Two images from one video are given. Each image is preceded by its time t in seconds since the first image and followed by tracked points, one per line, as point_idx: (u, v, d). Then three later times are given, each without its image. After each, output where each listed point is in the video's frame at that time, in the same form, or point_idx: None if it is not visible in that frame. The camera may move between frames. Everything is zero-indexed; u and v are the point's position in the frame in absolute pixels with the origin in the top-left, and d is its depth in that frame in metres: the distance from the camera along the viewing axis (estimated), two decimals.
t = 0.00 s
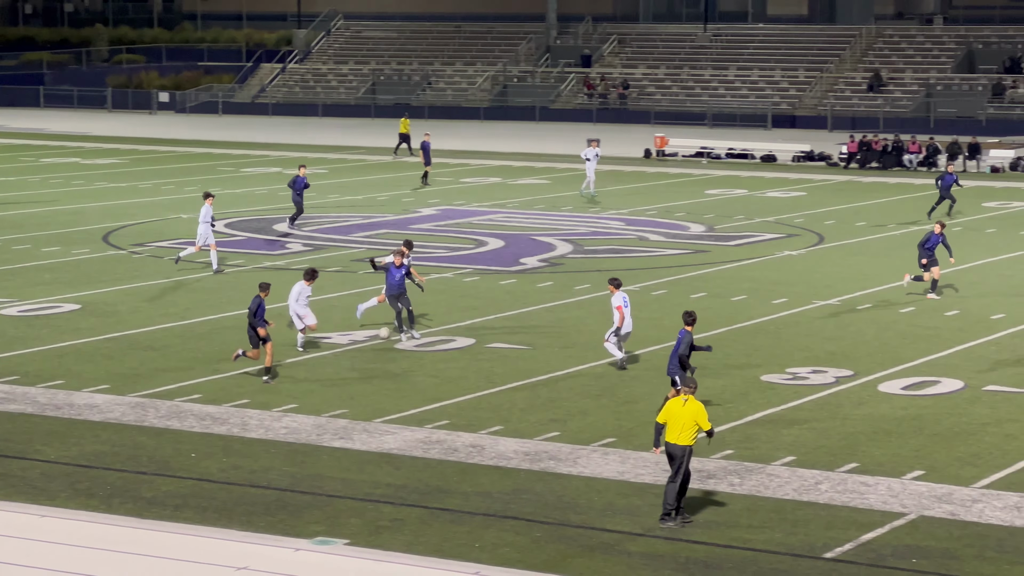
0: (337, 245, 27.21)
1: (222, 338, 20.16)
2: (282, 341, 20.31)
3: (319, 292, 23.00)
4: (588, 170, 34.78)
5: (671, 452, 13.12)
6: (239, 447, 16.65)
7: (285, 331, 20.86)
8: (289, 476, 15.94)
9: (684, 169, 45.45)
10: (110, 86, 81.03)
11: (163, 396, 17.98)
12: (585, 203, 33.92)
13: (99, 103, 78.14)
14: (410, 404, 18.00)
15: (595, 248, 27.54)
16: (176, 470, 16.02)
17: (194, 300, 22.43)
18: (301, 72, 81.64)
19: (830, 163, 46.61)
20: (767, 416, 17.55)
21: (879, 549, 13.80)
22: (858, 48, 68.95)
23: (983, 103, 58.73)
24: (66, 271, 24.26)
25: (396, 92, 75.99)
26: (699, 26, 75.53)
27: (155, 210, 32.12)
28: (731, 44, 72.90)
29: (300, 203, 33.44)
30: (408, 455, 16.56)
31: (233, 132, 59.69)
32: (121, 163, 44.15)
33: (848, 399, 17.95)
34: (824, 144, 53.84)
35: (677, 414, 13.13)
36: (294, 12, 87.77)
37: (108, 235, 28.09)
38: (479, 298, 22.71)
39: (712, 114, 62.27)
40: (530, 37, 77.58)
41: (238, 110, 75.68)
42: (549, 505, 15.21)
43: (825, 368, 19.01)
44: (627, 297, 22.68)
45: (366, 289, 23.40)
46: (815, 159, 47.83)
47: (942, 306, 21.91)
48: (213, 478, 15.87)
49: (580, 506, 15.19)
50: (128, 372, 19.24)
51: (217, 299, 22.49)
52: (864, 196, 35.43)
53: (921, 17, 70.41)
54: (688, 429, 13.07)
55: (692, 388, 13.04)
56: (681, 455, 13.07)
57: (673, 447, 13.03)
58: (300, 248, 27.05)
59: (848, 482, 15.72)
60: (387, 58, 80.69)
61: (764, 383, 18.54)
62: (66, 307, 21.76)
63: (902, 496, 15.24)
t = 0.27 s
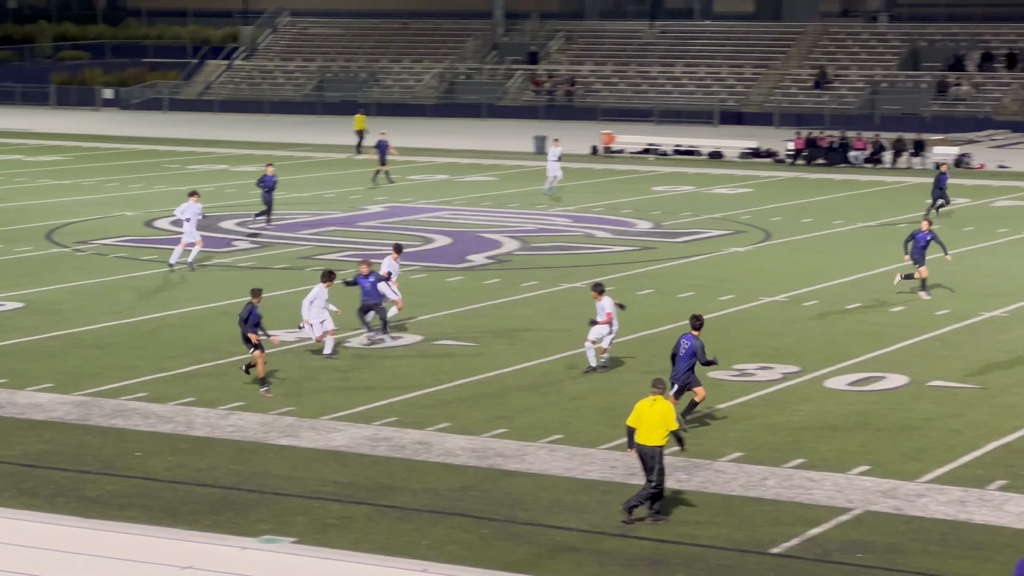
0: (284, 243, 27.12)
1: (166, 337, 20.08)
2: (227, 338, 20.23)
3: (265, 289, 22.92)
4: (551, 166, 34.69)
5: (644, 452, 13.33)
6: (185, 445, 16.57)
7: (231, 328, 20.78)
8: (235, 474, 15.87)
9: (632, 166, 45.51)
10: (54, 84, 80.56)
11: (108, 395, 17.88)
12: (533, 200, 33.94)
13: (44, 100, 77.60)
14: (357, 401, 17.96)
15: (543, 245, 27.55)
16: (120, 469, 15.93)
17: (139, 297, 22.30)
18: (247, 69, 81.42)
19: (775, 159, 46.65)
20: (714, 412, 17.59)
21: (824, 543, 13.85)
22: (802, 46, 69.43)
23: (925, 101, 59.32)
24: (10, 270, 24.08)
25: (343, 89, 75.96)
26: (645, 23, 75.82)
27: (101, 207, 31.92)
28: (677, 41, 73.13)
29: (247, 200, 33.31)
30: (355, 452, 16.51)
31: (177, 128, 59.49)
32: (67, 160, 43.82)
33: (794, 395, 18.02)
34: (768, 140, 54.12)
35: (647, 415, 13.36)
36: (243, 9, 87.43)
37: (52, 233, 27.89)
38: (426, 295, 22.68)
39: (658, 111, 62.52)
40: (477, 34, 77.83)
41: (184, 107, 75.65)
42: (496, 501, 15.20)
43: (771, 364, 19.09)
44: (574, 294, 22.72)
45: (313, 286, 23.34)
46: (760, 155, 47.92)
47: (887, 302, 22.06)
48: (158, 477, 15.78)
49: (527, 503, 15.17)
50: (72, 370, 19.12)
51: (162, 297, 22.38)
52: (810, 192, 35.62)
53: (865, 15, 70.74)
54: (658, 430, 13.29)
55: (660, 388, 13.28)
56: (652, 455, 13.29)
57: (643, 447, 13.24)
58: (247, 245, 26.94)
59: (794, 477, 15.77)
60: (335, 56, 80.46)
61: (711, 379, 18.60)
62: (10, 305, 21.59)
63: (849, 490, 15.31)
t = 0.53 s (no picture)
0: (264, 242, 27.08)
1: (146, 336, 20.03)
2: (207, 337, 20.19)
3: (245, 288, 22.89)
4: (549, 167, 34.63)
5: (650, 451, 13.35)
6: (165, 444, 16.54)
7: (211, 328, 20.74)
8: (215, 473, 15.84)
9: (614, 165, 45.48)
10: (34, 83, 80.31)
11: (88, 395, 17.83)
12: (514, 199, 33.93)
13: (24, 98, 77.20)
14: (337, 399, 17.94)
15: (523, 244, 27.55)
16: (100, 468, 15.89)
17: (119, 297, 22.25)
18: (226, 67, 81.11)
19: (756, 158, 46.61)
20: (695, 411, 17.58)
21: (806, 542, 13.83)
22: (783, 43, 69.37)
23: (906, 99, 59.43)
24: None
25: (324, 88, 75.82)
26: (626, 21, 75.72)
27: (80, 207, 31.83)
28: (657, 39, 72.99)
29: (227, 199, 33.26)
30: (335, 451, 16.48)
31: (156, 127, 59.36)
32: (47, 159, 43.70)
33: (775, 393, 18.03)
34: (749, 138, 54.02)
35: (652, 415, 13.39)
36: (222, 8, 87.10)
37: (31, 232, 27.81)
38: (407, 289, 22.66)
39: (639, 109, 62.55)
40: (458, 32, 77.80)
41: (164, 105, 75.46)
42: (477, 501, 15.17)
43: (752, 363, 19.09)
44: (554, 293, 22.72)
45: (293, 285, 23.30)
46: (740, 153, 47.76)
47: (868, 300, 22.09)
48: (138, 476, 15.74)
49: (508, 501, 15.16)
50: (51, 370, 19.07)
51: (142, 296, 22.33)
52: (790, 190, 35.61)
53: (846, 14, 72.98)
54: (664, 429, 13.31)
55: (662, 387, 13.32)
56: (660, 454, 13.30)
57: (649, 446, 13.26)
58: (227, 244, 26.90)
59: (775, 476, 15.76)
60: (315, 55, 80.22)
61: (692, 377, 18.59)
62: None
63: (829, 489, 15.31)
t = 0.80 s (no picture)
0: (262, 241, 27.12)
1: (143, 335, 20.07)
2: (204, 336, 20.23)
3: (243, 287, 22.93)
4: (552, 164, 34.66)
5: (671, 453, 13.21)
6: (163, 443, 16.58)
7: (208, 327, 20.78)
8: (214, 472, 15.87)
9: (611, 163, 45.51)
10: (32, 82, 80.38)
11: (86, 393, 17.87)
12: (512, 198, 33.95)
13: (22, 98, 77.20)
14: (335, 398, 17.97)
15: (521, 243, 27.57)
16: (98, 466, 15.93)
17: (116, 295, 22.30)
18: (224, 66, 81.06)
19: (752, 157, 46.59)
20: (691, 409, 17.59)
21: (803, 541, 13.83)
22: (780, 42, 69.41)
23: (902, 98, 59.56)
24: None
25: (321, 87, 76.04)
26: (623, 20, 75.82)
27: (78, 206, 31.89)
28: (654, 38, 73.03)
29: (225, 198, 33.31)
30: (333, 450, 16.51)
31: (153, 125, 59.44)
32: (45, 158, 43.80)
33: (772, 392, 18.04)
34: (744, 137, 54.07)
35: (674, 416, 13.22)
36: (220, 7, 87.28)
37: (29, 231, 27.86)
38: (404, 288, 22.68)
39: (635, 108, 62.72)
40: (455, 31, 77.96)
41: (161, 105, 75.53)
42: (475, 499, 15.20)
43: (749, 361, 19.09)
44: (551, 291, 22.76)
45: (291, 283, 23.34)
46: (737, 152, 47.78)
47: (865, 298, 22.10)
48: (136, 475, 15.78)
49: (506, 500, 15.18)
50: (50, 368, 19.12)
51: (140, 295, 22.37)
52: (788, 189, 35.62)
53: (843, 12, 72.57)
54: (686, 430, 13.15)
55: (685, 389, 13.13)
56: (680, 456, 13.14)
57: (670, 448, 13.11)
58: (224, 243, 26.94)
59: (772, 474, 15.77)
60: (312, 53, 80.36)
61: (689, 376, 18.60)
62: None
63: (826, 488, 15.32)
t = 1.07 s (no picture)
0: (270, 241, 27.15)
1: (152, 335, 20.11)
2: (213, 336, 20.27)
3: (251, 288, 22.97)
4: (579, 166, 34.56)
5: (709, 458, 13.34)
6: (171, 442, 16.62)
7: (217, 326, 20.81)
8: (223, 472, 15.89)
9: (620, 164, 45.50)
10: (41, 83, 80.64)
11: (95, 393, 17.91)
12: (520, 198, 33.96)
13: (31, 98, 77.37)
14: (343, 399, 17.99)
15: (529, 244, 27.57)
16: (107, 467, 15.95)
17: (126, 296, 22.34)
18: (232, 67, 81.23)
19: (761, 158, 46.56)
20: (699, 410, 17.58)
21: (812, 542, 13.82)
22: (789, 43, 69.40)
23: (911, 98, 59.58)
24: None
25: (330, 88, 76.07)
26: (631, 21, 75.83)
27: (87, 206, 31.96)
28: (662, 39, 73.03)
29: (233, 199, 33.35)
30: (341, 450, 16.52)
31: (164, 127, 59.59)
32: (55, 159, 43.83)
33: (780, 393, 18.03)
34: (753, 138, 54.04)
35: (711, 421, 13.38)
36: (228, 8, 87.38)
37: (38, 232, 27.93)
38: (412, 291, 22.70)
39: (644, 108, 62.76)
40: (463, 32, 78.05)
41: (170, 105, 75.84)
42: (483, 500, 15.20)
43: (757, 362, 19.09)
44: (560, 292, 22.77)
45: (299, 284, 23.35)
46: (745, 153, 47.86)
47: (874, 299, 22.08)
48: (145, 475, 15.80)
49: (514, 501, 15.18)
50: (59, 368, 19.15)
51: (149, 296, 22.40)
52: (796, 191, 35.60)
53: (851, 13, 72.71)
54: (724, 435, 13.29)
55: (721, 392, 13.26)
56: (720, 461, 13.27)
57: (709, 453, 13.23)
58: (233, 244, 26.97)
59: (781, 475, 15.76)
60: (320, 54, 80.39)
61: (697, 376, 18.60)
62: None
63: (834, 489, 15.32)
